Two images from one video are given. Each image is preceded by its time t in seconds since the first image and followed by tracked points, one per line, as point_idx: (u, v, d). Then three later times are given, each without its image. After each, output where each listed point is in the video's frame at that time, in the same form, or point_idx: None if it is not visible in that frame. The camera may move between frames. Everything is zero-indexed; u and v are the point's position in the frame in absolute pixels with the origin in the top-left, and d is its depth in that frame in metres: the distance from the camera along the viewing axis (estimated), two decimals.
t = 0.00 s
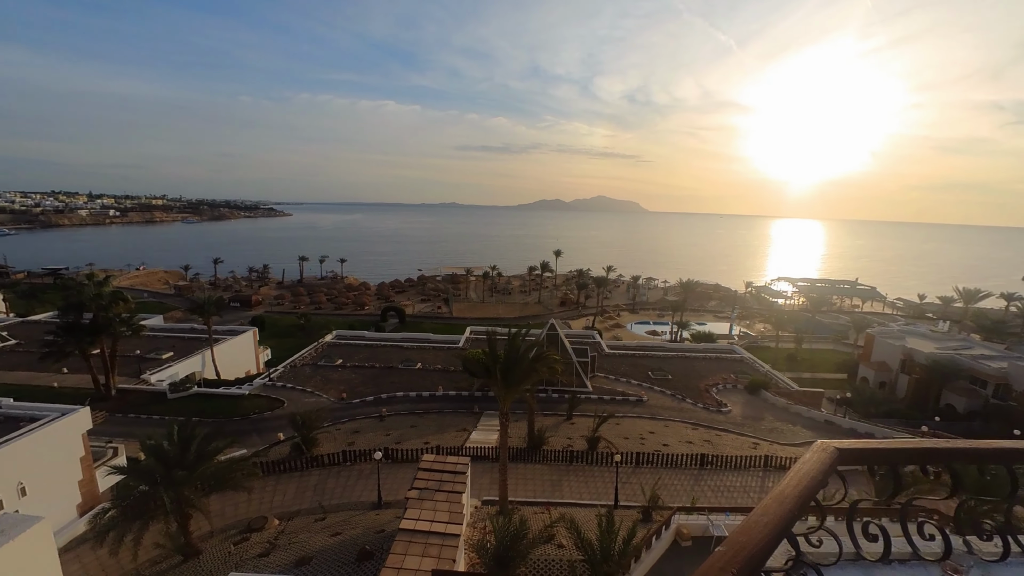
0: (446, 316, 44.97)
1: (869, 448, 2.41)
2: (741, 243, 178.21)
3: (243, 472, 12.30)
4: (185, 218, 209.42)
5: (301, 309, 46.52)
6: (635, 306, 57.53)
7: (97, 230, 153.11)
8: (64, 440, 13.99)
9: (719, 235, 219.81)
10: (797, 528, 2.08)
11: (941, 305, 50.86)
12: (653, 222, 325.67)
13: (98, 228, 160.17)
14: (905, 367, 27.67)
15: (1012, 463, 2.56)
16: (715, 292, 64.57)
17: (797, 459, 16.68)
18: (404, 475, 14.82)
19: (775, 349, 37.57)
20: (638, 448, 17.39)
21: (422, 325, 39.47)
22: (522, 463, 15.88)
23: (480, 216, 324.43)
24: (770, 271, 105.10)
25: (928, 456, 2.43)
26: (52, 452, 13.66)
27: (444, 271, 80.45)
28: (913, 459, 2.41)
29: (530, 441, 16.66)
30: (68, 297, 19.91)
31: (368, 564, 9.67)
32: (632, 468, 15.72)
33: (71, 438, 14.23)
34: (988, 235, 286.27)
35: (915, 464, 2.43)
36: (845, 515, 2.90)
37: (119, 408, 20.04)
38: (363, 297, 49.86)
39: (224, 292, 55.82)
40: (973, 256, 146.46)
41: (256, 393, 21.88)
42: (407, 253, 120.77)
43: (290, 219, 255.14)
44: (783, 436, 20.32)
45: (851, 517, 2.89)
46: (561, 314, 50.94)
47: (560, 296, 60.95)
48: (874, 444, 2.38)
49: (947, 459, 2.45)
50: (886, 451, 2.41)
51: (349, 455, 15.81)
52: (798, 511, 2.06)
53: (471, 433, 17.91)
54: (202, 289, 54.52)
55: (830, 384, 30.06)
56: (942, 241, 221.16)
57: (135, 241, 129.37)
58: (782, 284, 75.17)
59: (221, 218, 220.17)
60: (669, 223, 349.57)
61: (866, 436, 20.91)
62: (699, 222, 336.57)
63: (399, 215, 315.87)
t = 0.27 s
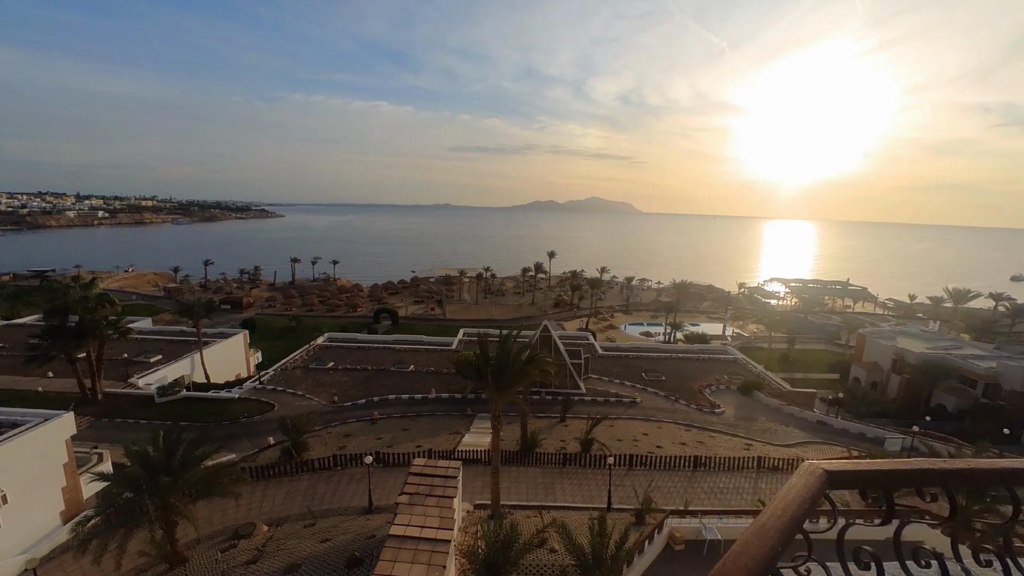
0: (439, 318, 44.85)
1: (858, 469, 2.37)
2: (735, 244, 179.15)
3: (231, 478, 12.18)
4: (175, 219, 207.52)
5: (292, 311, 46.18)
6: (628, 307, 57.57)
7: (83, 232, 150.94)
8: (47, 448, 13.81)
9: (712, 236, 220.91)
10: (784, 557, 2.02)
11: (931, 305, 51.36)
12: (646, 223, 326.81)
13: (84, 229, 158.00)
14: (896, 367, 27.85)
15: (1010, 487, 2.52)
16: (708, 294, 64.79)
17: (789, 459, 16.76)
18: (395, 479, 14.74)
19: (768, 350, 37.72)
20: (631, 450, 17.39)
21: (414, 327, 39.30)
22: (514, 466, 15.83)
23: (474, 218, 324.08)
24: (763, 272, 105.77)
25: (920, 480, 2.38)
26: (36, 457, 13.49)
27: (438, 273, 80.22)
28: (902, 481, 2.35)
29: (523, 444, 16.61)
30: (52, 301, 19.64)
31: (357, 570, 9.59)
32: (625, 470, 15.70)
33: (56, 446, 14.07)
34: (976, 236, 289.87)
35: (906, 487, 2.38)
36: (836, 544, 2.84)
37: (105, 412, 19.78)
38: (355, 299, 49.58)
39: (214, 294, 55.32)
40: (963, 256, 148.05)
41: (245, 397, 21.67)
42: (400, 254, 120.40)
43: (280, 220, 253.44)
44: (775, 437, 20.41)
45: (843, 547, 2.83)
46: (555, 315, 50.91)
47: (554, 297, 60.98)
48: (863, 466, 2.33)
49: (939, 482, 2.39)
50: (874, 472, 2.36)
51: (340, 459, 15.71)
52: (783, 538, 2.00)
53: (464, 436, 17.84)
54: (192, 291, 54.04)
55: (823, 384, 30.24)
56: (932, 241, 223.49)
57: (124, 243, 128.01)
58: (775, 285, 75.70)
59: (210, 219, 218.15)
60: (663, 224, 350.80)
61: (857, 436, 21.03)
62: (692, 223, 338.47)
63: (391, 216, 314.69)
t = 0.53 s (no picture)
0: (429, 326, 44.66)
1: (867, 494, 2.27)
2: (724, 251, 180.89)
3: (214, 492, 11.92)
4: (161, 227, 204.85)
5: (280, 320, 45.68)
6: (619, 314, 57.72)
7: (65, 240, 148.29)
8: (24, 462, 13.44)
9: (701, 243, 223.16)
10: None
11: (915, 311, 52.17)
12: (636, 230, 329.08)
13: (68, 237, 155.26)
14: (883, 372, 28.14)
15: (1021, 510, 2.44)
16: (698, 300, 65.19)
17: (779, 466, 16.80)
18: (383, 491, 14.52)
19: (757, 356, 37.96)
20: (623, 458, 17.34)
21: (404, 335, 39.01)
22: (504, 476, 15.69)
23: (465, 225, 324.38)
24: (751, 279, 106.95)
25: (932, 505, 2.28)
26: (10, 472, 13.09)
27: (429, 280, 79.92)
28: (916, 507, 2.25)
29: (514, 454, 16.50)
30: (33, 312, 19.22)
31: None
32: (617, 479, 15.64)
33: (31, 459, 13.68)
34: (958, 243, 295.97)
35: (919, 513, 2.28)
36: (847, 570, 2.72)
37: (86, 424, 19.38)
38: (345, 307, 49.15)
39: (200, 303, 54.57)
40: (947, 263, 150.83)
41: (230, 407, 21.31)
42: (390, 262, 119.90)
43: (269, 228, 251.46)
44: (766, 443, 20.48)
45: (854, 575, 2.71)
46: (546, 322, 50.87)
47: (545, 305, 61.01)
48: (873, 492, 2.24)
49: (954, 506, 2.30)
50: (884, 498, 2.27)
51: (327, 471, 15.45)
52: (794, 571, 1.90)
53: (454, 446, 17.68)
54: (177, 300, 53.26)
55: (811, 390, 30.49)
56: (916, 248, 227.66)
57: (108, 251, 126.08)
58: (763, 291, 76.49)
59: (197, 226, 215.73)
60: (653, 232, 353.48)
61: (846, 441, 21.17)
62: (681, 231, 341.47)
63: (381, 223, 313.71)
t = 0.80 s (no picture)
0: (416, 336, 44.30)
1: (871, 519, 2.28)
2: (708, 260, 183.40)
3: (190, 510, 11.57)
4: (139, 235, 200.66)
5: (263, 330, 44.93)
6: (605, 323, 57.96)
7: (40, 249, 144.34)
8: None
9: (685, 252, 225.89)
10: None
11: (895, 318, 53.26)
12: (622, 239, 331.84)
13: (42, 246, 151.17)
14: (865, 378, 28.56)
15: None
16: (683, 309, 65.73)
17: (766, 473, 16.89)
18: (367, 506, 14.27)
19: (742, 364, 38.31)
20: (611, 468, 17.27)
21: (390, 345, 38.62)
22: (491, 488, 15.53)
23: (452, 234, 324.06)
24: (735, 287, 108.39)
25: (940, 530, 2.29)
26: None
27: (415, 289, 79.45)
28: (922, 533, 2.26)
29: (501, 465, 16.34)
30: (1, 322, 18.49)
31: None
32: (605, 489, 15.57)
33: None
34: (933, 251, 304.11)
35: (924, 539, 2.30)
36: None
37: (58, 440, 18.76)
38: (329, 317, 48.56)
39: (179, 313, 53.40)
40: (924, 271, 154.85)
41: (209, 421, 20.80)
42: (376, 271, 118.98)
43: (252, 237, 248.12)
44: (753, 451, 20.61)
45: None
46: (533, 332, 50.79)
47: (532, 314, 60.98)
48: (875, 518, 2.25)
49: (962, 530, 2.30)
50: (890, 524, 2.28)
51: (310, 485, 15.13)
52: None
53: (440, 458, 17.47)
54: (155, 311, 52.03)
55: (795, 397, 30.83)
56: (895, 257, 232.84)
57: (84, 260, 123.02)
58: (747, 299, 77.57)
59: (178, 236, 211.82)
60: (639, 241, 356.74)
61: (831, 447, 21.39)
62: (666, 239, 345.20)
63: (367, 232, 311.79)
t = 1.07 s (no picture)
0: (397, 346, 43.78)
1: (846, 557, 2.78)
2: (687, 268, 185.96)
3: (160, 531, 11.13)
4: (110, 244, 194.65)
5: (238, 342, 43.86)
6: (587, 331, 58.18)
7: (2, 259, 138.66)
8: None
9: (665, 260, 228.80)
10: None
11: (868, 323, 54.65)
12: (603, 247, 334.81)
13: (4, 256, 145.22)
14: (842, 384, 29.20)
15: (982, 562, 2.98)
16: (664, 316, 66.37)
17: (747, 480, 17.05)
18: (346, 522, 13.96)
19: (722, 371, 38.80)
20: (595, 478, 17.24)
21: (370, 356, 38.09)
22: (474, 501, 15.31)
23: (434, 243, 322.87)
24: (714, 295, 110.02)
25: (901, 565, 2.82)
26: None
27: (396, 299, 78.68)
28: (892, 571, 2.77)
29: (484, 477, 16.18)
30: None
31: None
32: (589, 500, 15.52)
33: None
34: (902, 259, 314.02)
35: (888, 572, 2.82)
36: None
37: (18, 459, 17.92)
38: (308, 327, 47.72)
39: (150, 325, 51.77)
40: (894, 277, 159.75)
41: (181, 437, 20.14)
42: (356, 281, 117.50)
43: (228, 246, 242.86)
44: (734, 457, 20.82)
45: None
46: (515, 341, 50.65)
47: (514, 323, 60.86)
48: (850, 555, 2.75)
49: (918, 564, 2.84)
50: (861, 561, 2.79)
51: (286, 502, 14.74)
52: None
53: (422, 471, 17.22)
54: (125, 322, 50.37)
55: (775, 403, 31.31)
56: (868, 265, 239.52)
57: (49, 270, 118.56)
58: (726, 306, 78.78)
59: (150, 245, 206.18)
60: (620, 249, 360.60)
61: (810, 452, 21.73)
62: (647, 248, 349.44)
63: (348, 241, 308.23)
